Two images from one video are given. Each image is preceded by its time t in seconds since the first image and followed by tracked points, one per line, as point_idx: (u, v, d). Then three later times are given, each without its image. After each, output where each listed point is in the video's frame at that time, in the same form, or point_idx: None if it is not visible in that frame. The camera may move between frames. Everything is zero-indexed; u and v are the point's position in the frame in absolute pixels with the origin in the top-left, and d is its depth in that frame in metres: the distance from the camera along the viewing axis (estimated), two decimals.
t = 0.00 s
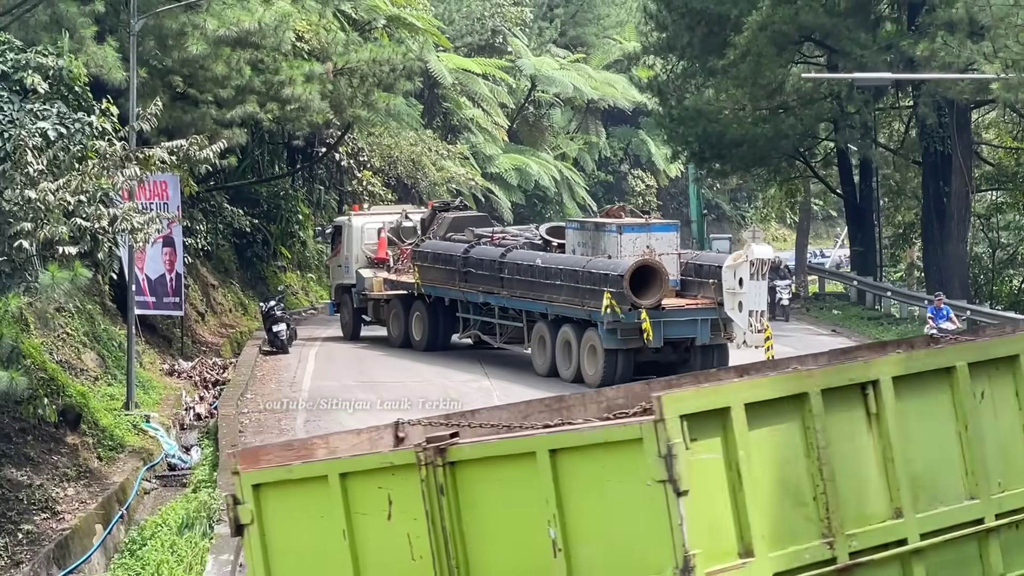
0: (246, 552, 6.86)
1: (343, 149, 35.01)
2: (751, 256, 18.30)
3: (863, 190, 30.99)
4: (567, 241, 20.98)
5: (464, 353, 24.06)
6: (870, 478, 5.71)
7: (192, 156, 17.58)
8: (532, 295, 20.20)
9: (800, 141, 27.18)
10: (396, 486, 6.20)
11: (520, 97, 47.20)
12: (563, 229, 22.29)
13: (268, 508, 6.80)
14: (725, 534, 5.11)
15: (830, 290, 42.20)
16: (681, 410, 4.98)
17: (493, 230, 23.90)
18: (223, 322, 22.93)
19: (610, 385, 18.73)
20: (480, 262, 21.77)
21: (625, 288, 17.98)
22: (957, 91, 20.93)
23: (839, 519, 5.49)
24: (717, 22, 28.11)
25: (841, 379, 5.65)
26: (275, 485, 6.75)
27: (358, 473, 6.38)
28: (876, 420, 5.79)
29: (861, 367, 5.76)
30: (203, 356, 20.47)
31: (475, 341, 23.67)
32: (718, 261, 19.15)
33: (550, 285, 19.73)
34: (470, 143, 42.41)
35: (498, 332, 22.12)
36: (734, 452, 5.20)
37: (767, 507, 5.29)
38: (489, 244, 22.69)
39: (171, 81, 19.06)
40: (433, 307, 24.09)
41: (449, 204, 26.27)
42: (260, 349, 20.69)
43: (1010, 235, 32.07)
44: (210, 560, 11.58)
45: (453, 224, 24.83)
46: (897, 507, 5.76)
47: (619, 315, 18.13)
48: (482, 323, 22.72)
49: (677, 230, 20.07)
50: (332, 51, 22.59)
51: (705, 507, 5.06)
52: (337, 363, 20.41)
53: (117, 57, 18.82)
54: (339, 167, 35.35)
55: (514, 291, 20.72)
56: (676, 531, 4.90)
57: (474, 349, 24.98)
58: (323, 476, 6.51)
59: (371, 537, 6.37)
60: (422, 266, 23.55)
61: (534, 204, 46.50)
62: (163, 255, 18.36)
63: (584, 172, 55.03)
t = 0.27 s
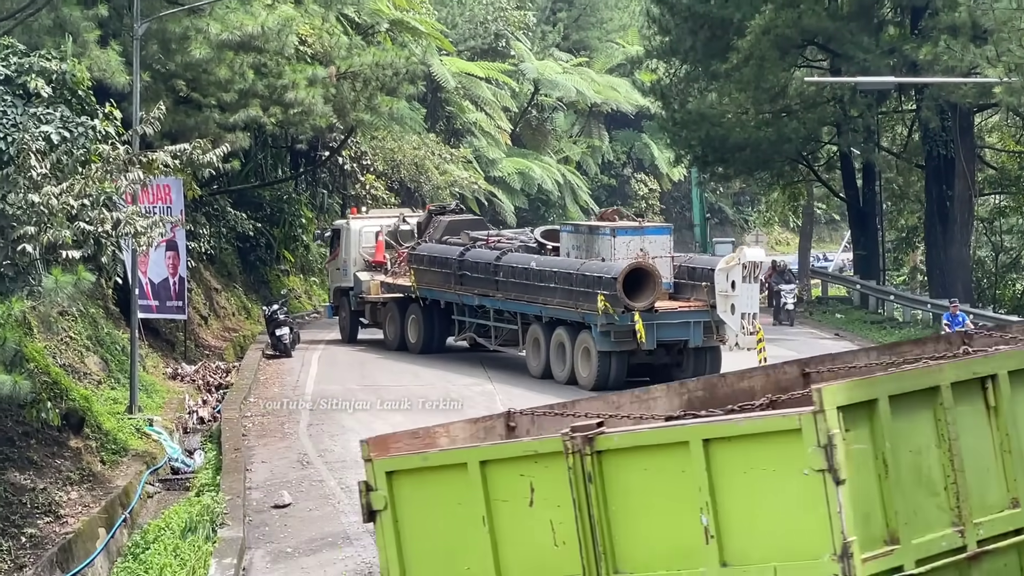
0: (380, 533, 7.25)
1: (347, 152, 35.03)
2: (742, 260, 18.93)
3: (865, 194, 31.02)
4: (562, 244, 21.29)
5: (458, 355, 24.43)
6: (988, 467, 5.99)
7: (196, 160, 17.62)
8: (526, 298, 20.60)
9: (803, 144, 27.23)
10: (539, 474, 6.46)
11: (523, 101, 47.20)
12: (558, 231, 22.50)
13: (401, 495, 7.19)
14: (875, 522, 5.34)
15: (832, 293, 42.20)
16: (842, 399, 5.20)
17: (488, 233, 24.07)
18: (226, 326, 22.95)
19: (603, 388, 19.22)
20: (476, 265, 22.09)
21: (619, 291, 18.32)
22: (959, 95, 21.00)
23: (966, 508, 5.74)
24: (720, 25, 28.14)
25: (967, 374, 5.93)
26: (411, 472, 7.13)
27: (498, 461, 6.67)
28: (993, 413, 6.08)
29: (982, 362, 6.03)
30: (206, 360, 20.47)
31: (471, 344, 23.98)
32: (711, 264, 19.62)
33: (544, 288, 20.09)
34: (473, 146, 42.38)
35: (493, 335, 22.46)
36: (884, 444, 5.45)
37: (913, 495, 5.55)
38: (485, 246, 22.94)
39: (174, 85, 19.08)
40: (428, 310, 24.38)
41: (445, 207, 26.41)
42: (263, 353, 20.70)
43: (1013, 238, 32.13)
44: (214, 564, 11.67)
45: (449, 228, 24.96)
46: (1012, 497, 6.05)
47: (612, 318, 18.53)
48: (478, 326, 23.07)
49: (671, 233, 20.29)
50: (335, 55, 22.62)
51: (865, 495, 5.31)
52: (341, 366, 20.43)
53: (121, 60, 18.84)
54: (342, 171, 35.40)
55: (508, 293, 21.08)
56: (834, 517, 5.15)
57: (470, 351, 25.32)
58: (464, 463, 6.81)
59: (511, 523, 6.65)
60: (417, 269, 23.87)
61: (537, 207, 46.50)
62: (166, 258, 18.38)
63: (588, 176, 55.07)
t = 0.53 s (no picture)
0: (518, 524, 7.17)
1: (351, 157, 35.04)
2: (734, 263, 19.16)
3: (869, 199, 31.04)
4: (555, 249, 21.82)
5: (453, 359, 24.72)
6: None
7: (200, 165, 17.59)
8: (521, 301, 21.02)
9: (807, 149, 27.23)
10: (687, 466, 6.46)
11: (527, 106, 47.18)
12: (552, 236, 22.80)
13: (537, 486, 7.08)
14: None
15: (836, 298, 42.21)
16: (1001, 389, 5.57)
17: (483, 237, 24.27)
18: (230, 331, 22.94)
19: (597, 390, 19.56)
20: (471, 270, 22.53)
21: (611, 294, 18.82)
22: (964, 100, 21.03)
23: None
24: (724, 30, 28.15)
25: None
26: (552, 464, 7.03)
27: (645, 452, 6.62)
28: None
29: None
30: (210, 364, 20.42)
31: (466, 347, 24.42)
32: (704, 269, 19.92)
33: (538, 291, 20.58)
34: (477, 151, 42.38)
35: (489, 338, 22.98)
36: None
37: None
38: (480, 250, 23.29)
39: (178, 90, 19.10)
40: (423, 313, 24.70)
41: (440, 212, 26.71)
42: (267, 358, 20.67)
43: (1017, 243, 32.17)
44: (219, 569, 11.69)
45: (444, 232, 25.24)
46: None
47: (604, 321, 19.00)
48: (473, 330, 23.52)
49: (664, 238, 20.67)
50: (340, 60, 22.45)
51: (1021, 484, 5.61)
52: (345, 372, 20.43)
53: (125, 66, 18.86)
54: (346, 176, 35.40)
55: (503, 297, 21.52)
56: (995, 506, 5.40)
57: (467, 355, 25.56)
58: (610, 453, 6.76)
59: (655, 514, 6.61)
60: (413, 273, 24.17)
61: (541, 212, 46.50)
62: (170, 263, 18.35)
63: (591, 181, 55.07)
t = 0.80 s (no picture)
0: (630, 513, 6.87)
1: (354, 162, 35.06)
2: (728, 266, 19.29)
3: (873, 204, 31.06)
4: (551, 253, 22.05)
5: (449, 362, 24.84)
6: None
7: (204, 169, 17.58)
8: (516, 305, 21.27)
9: (811, 154, 27.20)
10: (806, 455, 6.26)
11: (530, 110, 47.16)
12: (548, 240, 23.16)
13: (653, 475, 6.79)
14: None
15: (840, 303, 42.18)
16: None
17: (480, 242, 24.62)
18: (234, 335, 22.94)
19: (592, 391, 19.94)
20: (466, 273, 22.73)
21: (605, 297, 18.98)
22: (968, 104, 21.05)
23: None
24: (728, 35, 28.14)
25: None
26: (668, 454, 6.73)
27: (763, 443, 6.42)
28: None
29: None
30: (214, 369, 20.41)
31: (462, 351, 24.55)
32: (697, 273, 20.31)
33: (534, 295, 20.81)
34: (480, 156, 42.35)
35: (484, 342, 23.13)
36: None
37: None
38: (476, 255, 23.56)
39: (182, 94, 19.10)
40: (418, 317, 24.84)
41: (437, 216, 26.91)
42: (271, 363, 20.66)
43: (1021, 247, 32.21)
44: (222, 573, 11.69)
45: (441, 236, 25.52)
46: None
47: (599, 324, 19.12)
48: (469, 333, 23.65)
49: (659, 242, 20.95)
50: (343, 64, 22.70)
51: None
52: (349, 376, 20.42)
53: (129, 70, 18.86)
54: (350, 180, 35.42)
55: (499, 301, 21.72)
56: None
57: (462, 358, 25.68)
58: (727, 444, 6.54)
59: (772, 505, 6.40)
60: (410, 277, 24.33)
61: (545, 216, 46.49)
62: (173, 267, 18.41)
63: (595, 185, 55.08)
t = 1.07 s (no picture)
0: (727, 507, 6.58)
1: (358, 166, 35.11)
2: (721, 269, 19.53)
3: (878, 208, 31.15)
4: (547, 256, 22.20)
5: (446, 364, 24.97)
6: None
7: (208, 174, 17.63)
8: (512, 308, 21.44)
9: (815, 157, 27.24)
10: (907, 449, 5.99)
11: (534, 114, 47.16)
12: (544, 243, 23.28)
13: (752, 469, 6.52)
14: None
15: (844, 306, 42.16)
16: None
17: (477, 245, 24.77)
18: (238, 339, 22.95)
19: (587, 394, 20.21)
20: (463, 276, 22.87)
21: (600, 300, 19.18)
22: (971, 108, 21.06)
23: None
24: (732, 38, 28.21)
25: None
26: (767, 448, 6.49)
27: (863, 436, 6.14)
28: None
29: None
30: (218, 373, 20.42)
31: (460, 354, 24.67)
32: (691, 275, 20.32)
33: (530, 298, 20.98)
34: (485, 159, 42.32)
35: (481, 344, 23.28)
36: None
37: None
38: (473, 259, 23.71)
39: (186, 98, 19.11)
40: (415, 320, 25.00)
41: (434, 220, 26.94)
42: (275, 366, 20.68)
43: None
44: None
45: (439, 240, 25.49)
46: None
47: (593, 327, 19.31)
48: (467, 336, 23.80)
49: (653, 244, 21.22)
50: (348, 68, 22.69)
51: None
52: (353, 380, 20.45)
53: (133, 73, 18.88)
54: (354, 184, 35.47)
55: (495, 304, 21.89)
56: None
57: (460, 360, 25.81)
58: (825, 438, 6.28)
59: (872, 499, 6.13)
60: (408, 281, 24.49)
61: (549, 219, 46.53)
62: (178, 272, 18.44)
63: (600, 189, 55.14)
